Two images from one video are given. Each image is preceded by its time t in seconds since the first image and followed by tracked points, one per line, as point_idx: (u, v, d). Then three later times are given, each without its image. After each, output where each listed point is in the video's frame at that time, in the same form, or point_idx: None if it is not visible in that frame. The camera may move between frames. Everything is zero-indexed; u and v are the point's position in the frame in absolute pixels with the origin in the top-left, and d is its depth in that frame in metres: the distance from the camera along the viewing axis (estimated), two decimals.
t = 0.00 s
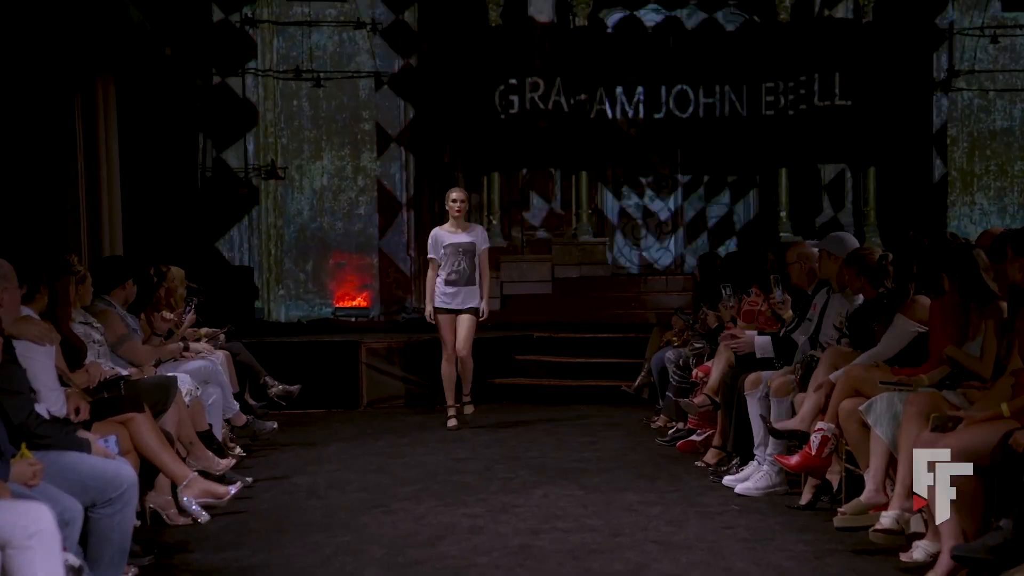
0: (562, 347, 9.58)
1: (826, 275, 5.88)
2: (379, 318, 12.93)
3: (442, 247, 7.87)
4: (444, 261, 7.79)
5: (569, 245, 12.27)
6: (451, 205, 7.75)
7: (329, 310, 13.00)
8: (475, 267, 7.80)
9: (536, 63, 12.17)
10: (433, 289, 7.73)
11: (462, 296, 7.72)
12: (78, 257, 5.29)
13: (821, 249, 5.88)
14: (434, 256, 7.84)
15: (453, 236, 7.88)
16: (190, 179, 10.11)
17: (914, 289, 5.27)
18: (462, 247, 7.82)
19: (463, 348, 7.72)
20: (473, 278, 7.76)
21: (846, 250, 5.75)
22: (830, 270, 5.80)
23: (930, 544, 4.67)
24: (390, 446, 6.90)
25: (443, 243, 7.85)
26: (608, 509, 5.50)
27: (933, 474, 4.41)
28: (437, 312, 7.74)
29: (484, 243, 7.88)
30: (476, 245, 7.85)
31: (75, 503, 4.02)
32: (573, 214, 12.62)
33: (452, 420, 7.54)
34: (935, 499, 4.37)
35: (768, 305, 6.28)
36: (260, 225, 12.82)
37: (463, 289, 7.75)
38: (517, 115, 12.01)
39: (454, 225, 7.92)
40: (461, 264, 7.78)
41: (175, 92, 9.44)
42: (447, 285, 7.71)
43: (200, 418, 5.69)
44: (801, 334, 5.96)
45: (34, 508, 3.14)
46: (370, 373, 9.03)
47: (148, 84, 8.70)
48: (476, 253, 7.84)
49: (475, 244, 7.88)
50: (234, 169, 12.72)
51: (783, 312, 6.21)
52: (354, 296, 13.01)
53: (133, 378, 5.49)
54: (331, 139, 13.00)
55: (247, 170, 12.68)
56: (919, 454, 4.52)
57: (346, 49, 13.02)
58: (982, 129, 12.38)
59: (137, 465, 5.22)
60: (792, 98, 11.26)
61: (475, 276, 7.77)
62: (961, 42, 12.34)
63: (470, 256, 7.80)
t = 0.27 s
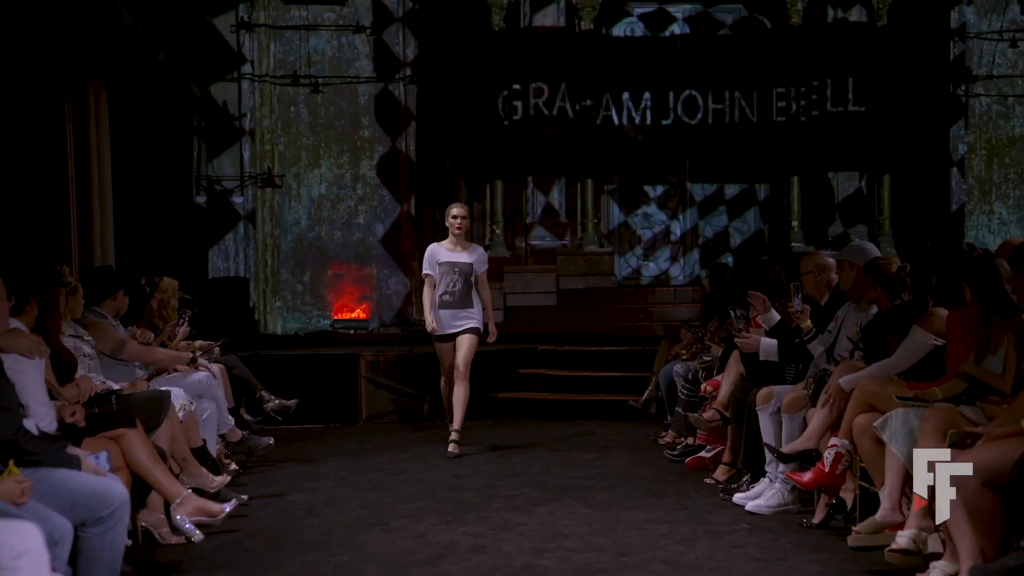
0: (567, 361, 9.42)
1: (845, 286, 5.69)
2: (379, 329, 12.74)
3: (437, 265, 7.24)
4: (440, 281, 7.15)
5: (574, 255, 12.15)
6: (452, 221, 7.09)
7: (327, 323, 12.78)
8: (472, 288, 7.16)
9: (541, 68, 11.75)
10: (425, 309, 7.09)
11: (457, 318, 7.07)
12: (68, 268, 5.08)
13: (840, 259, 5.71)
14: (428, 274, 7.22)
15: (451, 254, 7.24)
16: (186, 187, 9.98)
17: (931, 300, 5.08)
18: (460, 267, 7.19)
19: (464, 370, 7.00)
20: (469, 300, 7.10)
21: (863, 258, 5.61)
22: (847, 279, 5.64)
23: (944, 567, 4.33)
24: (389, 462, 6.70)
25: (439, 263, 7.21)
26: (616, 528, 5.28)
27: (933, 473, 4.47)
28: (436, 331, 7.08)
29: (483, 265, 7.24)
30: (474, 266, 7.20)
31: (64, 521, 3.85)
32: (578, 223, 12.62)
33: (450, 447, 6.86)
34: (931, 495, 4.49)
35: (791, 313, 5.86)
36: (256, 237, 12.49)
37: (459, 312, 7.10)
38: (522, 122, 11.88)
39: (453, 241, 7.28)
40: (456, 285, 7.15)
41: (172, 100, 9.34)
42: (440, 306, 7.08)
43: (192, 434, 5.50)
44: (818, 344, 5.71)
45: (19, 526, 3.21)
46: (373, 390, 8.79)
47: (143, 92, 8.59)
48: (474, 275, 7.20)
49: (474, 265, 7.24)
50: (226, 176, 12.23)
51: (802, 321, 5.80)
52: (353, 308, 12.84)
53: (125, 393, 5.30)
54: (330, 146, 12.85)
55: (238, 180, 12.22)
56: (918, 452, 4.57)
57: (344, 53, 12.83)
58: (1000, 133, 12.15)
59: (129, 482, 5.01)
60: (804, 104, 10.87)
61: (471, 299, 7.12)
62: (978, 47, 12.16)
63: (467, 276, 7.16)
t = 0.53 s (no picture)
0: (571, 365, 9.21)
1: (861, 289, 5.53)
2: (377, 332, 12.52)
3: (437, 253, 6.91)
4: (439, 270, 6.82)
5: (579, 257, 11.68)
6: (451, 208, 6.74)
7: (324, 326, 12.58)
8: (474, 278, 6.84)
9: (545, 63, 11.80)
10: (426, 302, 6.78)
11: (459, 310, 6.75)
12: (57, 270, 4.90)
13: (858, 261, 5.56)
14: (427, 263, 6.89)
15: (450, 241, 6.90)
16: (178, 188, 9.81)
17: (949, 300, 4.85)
18: (461, 255, 6.85)
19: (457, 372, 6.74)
20: (472, 290, 6.79)
21: (879, 260, 5.46)
22: (864, 281, 5.47)
23: None
24: (389, 471, 6.52)
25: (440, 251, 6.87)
26: (623, 539, 5.08)
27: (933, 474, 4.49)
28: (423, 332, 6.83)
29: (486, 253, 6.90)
30: (476, 253, 6.87)
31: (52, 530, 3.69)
32: (584, 225, 12.23)
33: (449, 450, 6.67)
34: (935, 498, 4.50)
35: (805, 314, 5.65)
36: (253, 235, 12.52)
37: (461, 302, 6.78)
38: (524, 120, 11.50)
39: (453, 228, 6.94)
40: (458, 273, 6.82)
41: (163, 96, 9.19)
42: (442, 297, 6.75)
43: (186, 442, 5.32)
44: (834, 348, 5.49)
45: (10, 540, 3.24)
46: (371, 396, 8.63)
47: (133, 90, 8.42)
48: (476, 263, 6.87)
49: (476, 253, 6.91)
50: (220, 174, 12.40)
51: (817, 322, 5.60)
52: (352, 312, 12.60)
53: (116, 399, 5.12)
54: (327, 145, 12.61)
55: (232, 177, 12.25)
56: (918, 452, 4.58)
57: (343, 49, 12.57)
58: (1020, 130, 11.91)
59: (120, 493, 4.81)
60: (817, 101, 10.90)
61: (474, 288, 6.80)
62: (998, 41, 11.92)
63: (469, 265, 6.84)
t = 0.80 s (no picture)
0: (579, 371, 9.09)
1: (879, 292, 5.33)
2: (375, 338, 12.09)
3: (437, 265, 6.54)
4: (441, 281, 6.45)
5: (586, 257, 11.68)
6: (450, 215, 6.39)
7: (321, 330, 12.22)
8: (479, 289, 6.45)
9: (550, 57, 11.54)
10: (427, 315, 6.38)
11: (464, 322, 6.36)
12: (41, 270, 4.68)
13: (875, 262, 5.36)
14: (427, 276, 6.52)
15: (451, 252, 6.55)
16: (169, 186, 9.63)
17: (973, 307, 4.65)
18: (464, 265, 6.49)
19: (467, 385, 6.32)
20: (477, 301, 6.41)
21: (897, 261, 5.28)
22: (881, 284, 5.29)
23: None
24: (389, 479, 6.32)
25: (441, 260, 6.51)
26: (631, 551, 4.88)
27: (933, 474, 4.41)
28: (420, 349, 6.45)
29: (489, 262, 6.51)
30: (478, 262, 6.49)
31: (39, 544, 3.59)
32: (590, 224, 11.84)
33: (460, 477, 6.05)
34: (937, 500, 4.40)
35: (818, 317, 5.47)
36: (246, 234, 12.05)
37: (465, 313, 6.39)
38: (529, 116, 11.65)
39: (452, 239, 6.60)
40: (461, 284, 6.44)
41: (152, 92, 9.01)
42: (445, 310, 6.37)
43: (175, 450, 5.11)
44: (850, 353, 5.29)
45: None
46: (366, 401, 8.43)
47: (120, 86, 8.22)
48: (479, 273, 6.49)
49: (479, 262, 6.53)
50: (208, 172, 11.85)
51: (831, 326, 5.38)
52: (349, 315, 12.20)
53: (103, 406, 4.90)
54: (323, 141, 12.20)
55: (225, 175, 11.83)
56: (918, 452, 4.48)
57: (339, 41, 12.16)
58: None
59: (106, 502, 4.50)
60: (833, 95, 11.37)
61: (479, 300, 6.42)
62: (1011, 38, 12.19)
63: (473, 275, 6.46)
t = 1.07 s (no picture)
0: (584, 375, 8.89)
1: (897, 292, 5.13)
2: (373, 340, 11.94)
3: (436, 253, 6.04)
4: (441, 271, 5.97)
5: (591, 258, 11.30)
6: (450, 200, 5.92)
7: (317, 333, 12.06)
8: (481, 280, 5.99)
9: (555, 50, 11.24)
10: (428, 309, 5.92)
11: (466, 317, 5.93)
12: (24, 271, 4.47)
13: (891, 262, 5.16)
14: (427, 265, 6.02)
15: (452, 239, 6.05)
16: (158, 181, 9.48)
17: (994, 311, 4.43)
18: (466, 254, 6.00)
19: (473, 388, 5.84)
20: (478, 294, 5.95)
21: (916, 262, 5.08)
22: (898, 286, 5.11)
23: None
24: (388, 488, 6.13)
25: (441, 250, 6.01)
26: (638, 562, 4.69)
27: (934, 473, 4.30)
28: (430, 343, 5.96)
29: (492, 251, 6.05)
30: (482, 251, 6.02)
31: (21, 555, 3.46)
32: (596, 223, 11.48)
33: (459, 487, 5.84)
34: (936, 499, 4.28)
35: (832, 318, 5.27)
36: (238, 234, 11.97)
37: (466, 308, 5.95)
38: (533, 109, 11.38)
39: (452, 224, 6.09)
40: (463, 275, 5.97)
41: (141, 84, 8.87)
42: (445, 304, 5.92)
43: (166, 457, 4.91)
44: (863, 358, 5.12)
45: None
46: (363, 407, 8.25)
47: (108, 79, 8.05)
48: (483, 263, 6.03)
49: (482, 251, 6.05)
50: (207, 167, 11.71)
51: (844, 329, 5.20)
52: (345, 318, 12.04)
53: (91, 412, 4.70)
54: (318, 138, 12.11)
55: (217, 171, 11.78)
56: (918, 451, 4.38)
57: (336, 33, 12.10)
58: None
59: (94, 514, 4.24)
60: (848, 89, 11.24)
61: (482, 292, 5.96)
62: None
63: (475, 265, 5.99)
